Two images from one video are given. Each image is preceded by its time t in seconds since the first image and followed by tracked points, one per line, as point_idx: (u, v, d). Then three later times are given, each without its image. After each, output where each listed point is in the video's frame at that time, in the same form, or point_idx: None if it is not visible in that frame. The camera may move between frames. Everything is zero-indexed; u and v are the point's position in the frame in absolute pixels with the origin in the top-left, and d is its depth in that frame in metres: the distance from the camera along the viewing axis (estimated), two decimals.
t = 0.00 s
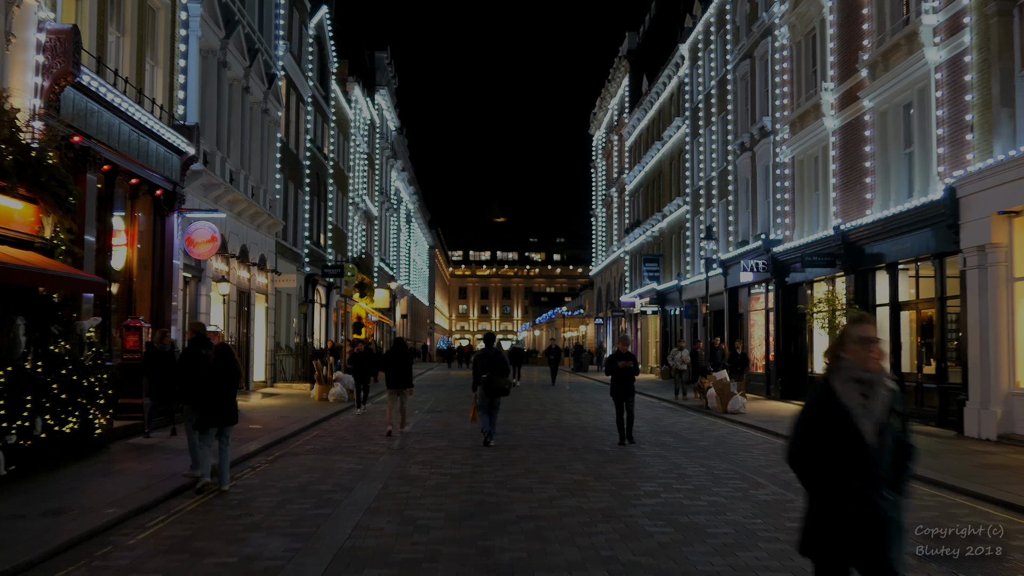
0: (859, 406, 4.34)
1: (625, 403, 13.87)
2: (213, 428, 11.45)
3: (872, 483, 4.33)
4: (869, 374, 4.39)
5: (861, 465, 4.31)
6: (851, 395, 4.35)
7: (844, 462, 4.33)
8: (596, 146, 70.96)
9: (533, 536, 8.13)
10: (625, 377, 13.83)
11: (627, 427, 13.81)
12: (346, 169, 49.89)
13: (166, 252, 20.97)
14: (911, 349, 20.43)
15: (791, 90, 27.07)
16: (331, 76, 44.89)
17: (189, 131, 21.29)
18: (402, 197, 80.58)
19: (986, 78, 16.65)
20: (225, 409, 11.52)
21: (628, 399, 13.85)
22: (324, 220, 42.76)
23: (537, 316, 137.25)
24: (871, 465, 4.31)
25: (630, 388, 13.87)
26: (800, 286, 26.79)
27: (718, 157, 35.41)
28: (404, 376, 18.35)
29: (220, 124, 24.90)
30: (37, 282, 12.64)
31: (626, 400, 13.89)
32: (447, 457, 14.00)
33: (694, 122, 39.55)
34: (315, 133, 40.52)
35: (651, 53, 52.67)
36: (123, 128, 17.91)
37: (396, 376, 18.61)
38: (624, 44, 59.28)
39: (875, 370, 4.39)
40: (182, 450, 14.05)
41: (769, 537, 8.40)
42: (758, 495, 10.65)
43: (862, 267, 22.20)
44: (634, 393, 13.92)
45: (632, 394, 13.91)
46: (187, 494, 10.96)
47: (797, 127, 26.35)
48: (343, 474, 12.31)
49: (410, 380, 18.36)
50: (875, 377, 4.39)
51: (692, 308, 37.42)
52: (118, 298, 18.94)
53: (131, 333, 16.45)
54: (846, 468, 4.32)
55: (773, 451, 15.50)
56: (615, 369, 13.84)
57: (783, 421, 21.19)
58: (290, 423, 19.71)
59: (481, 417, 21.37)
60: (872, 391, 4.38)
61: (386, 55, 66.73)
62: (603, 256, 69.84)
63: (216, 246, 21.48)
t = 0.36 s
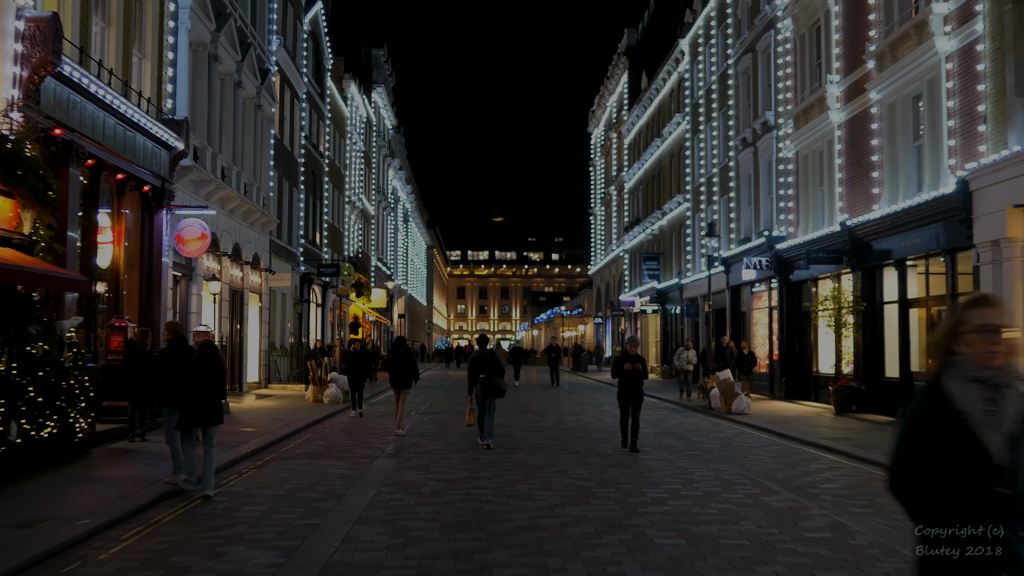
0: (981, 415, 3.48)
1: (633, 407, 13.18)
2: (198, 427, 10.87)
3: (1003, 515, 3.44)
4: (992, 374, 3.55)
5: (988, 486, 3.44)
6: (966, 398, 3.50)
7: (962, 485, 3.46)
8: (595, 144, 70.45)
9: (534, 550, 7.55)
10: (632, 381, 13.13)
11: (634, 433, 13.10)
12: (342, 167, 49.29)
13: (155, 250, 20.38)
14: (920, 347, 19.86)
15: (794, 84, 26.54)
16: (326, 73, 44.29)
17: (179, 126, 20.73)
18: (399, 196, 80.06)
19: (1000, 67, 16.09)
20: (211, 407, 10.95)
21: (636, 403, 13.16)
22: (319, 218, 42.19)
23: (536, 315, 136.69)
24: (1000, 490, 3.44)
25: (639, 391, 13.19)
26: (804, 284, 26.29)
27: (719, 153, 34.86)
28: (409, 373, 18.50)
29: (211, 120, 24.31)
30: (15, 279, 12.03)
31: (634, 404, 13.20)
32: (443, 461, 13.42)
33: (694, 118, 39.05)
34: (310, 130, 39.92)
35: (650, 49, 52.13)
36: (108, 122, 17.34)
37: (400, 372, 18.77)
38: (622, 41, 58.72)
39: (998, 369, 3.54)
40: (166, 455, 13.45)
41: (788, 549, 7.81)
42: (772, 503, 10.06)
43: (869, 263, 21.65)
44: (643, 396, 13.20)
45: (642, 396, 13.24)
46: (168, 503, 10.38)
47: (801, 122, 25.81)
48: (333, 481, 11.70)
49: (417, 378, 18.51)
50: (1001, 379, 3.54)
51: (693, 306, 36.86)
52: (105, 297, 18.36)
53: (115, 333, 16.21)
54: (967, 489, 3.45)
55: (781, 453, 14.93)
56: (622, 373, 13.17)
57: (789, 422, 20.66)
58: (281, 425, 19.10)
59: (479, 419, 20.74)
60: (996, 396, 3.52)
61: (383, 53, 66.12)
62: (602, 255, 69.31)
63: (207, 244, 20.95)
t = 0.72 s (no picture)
0: None
1: (640, 409, 12.50)
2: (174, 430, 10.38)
3: None
4: None
5: None
6: None
7: None
8: (594, 142, 69.90)
9: (537, 566, 7.00)
10: (639, 382, 12.46)
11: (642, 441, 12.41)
12: (338, 165, 48.68)
13: (142, 248, 19.79)
14: (931, 346, 19.36)
15: (799, 79, 25.98)
16: (322, 69, 43.69)
17: (168, 118, 20.13)
18: (397, 194, 79.51)
19: (1016, 57, 15.53)
20: (187, 409, 10.42)
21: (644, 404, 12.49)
22: (315, 216, 41.62)
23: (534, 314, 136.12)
24: None
25: (647, 394, 12.54)
26: (808, 282, 25.78)
27: (721, 150, 34.29)
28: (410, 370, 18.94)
29: (202, 114, 23.72)
30: None
31: (641, 408, 12.54)
32: (438, 465, 12.87)
33: (695, 114, 38.50)
34: (305, 126, 39.31)
35: (650, 46, 51.55)
36: (92, 114, 16.75)
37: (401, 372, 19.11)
38: (622, 38, 58.14)
39: None
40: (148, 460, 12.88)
41: (809, 564, 7.26)
42: (786, 512, 9.47)
43: (877, 260, 21.12)
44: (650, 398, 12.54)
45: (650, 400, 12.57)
46: (147, 511, 9.82)
47: (806, 117, 25.27)
48: (322, 487, 11.10)
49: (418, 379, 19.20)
50: None
51: (694, 306, 36.37)
52: (90, 295, 17.78)
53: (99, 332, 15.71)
54: None
55: (791, 456, 14.37)
56: (630, 374, 12.51)
57: (795, 423, 20.14)
58: (273, 427, 18.51)
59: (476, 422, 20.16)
60: None
61: (380, 49, 65.48)
62: (601, 254, 68.76)
63: (197, 240, 20.34)
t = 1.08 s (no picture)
0: None
1: (645, 415, 11.96)
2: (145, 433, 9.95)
3: None
4: None
5: None
6: None
7: None
8: (593, 141, 69.36)
9: None
10: (643, 387, 11.94)
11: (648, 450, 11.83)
12: (335, 163, 48.07)
13: (131, 245, 19.20)
14: (942, 346, 18.81)
15: (804, 75, 25.44)
16: (318, 66, 43.10)
17: (157, 113, 19.57)
18: (394, 194, 78.87)
19: None
20: (159, 411, 10.02)
21: (651, 409, 11.96)
22: (311, 214, 41.03)
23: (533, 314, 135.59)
24: None
25: (653, 400, 12.00)
26: (814, 282, 25.26)
27: (723, 147, 33.74)
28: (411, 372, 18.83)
29: (193, 108, 23.13)
30: None
31: (647, 414, 11.97)
32: (434, 471, 12.33)
33: (696, 112, 37.94)
34: (301, 123, 38.73)
35: (650, 43, 50.96)
36: (76, 106, 16.19)
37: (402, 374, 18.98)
38: (622, 35, 57.56)
39: None
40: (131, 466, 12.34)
41: None
42: (801, 525, 8.94)
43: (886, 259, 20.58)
44: (657, 403, 12.02)
45: (657, 406, 12.04)
46: (125, 524, 9.28)
47: (811, 113, 24.75)
48: (310, 497, 10.55)
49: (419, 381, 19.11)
50: None
51: (695, 306, 35.86)
52: (76, 294, 17.22)
53: (82, 333, 15.72)
54: None
55: (802, 462, 13.83)
56: (635, 378, 11.98)
57: (800, 426, 19.66)
58: (263, 431, 17.96)
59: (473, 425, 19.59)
60: None
61: (378, 47, 64.85)
62: (600, 254, 68.23)
63: (187, 238, 19.82)
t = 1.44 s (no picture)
0: None
1: (652, 422, 11.21)
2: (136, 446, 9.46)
3: None
4: None
5: None
6: None
7: None
8: (592, 139, 68.84)
9: None
10: (650, 392, 11.19)
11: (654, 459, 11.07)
12: (332, 162, 47.53)
13: (117, 244, 18.62)
14: (953, 346, 18.26)
15: (809, 68, 24.89)
16: (314, 63, 42.54)
17: (145, 107, 18.99)
18: (392, 193, 78.40)
19: None
20: (154, 424, 9.54)
21: (658, 415, 11.22)
22: (307, 214, 40.50)
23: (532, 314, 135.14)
24: None
25: (661, 406, 11.24)
26: (819, 280, 24.75)
27: (725, 144, 33.22)
28: (413, 374, 18.81)
29: (183, 104, 22.58)
30: None
31: (654, 420, 11.20)
32: (430, 478, 11.78)
33: (697, 108, 37.42)
34: (296, 121, 38.19)
35: (650, 40, 50.44)
36: (59, 100, 15.65)
37: (402, 376, 18.87)
38: (621, 32, 56.99)
39: None
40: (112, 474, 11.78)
41: None
42: (819, 537, 8.39)
43: (894, 257, 20.04)
44: (664, 410, 11.23)
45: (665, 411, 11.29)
46: (99, 537, 8.73)
47: (817, 108, 24.24)
48: (298, 507, 9.98)
49: (422, 377, 19.09)
50: None
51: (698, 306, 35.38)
52: (60, 294, 16.64)
53: (62, 335, 15.03)
54: None
55: (813, 467, 13.29)
56: (642, 382, 11.31)
57: (807, 428, 19.13)
58: (255, 435, 17.38)
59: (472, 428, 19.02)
60: None
61: (375, 45, 64.29)
62: (600, 254, 67.70)
63: (176, 236, 19.25)
